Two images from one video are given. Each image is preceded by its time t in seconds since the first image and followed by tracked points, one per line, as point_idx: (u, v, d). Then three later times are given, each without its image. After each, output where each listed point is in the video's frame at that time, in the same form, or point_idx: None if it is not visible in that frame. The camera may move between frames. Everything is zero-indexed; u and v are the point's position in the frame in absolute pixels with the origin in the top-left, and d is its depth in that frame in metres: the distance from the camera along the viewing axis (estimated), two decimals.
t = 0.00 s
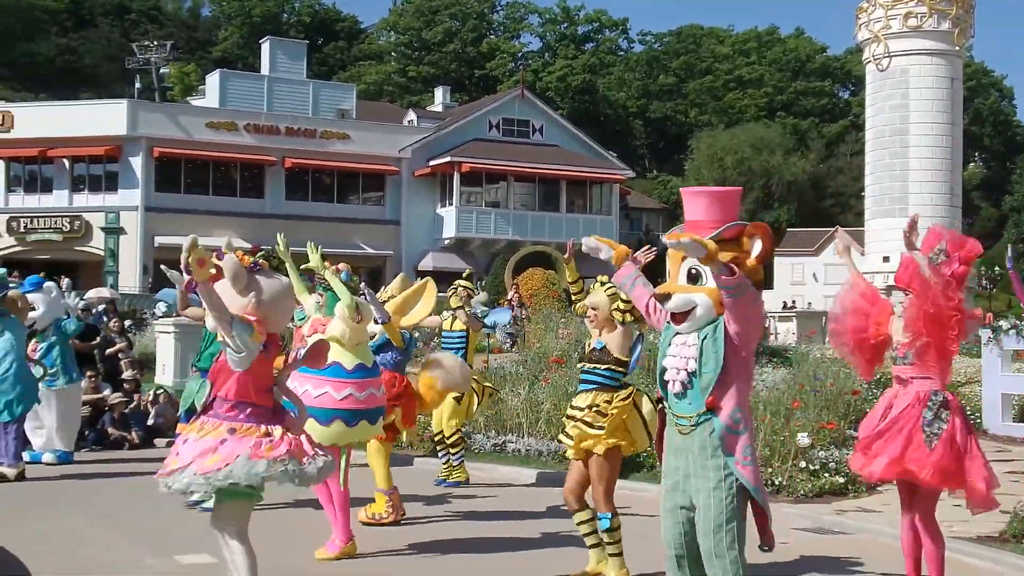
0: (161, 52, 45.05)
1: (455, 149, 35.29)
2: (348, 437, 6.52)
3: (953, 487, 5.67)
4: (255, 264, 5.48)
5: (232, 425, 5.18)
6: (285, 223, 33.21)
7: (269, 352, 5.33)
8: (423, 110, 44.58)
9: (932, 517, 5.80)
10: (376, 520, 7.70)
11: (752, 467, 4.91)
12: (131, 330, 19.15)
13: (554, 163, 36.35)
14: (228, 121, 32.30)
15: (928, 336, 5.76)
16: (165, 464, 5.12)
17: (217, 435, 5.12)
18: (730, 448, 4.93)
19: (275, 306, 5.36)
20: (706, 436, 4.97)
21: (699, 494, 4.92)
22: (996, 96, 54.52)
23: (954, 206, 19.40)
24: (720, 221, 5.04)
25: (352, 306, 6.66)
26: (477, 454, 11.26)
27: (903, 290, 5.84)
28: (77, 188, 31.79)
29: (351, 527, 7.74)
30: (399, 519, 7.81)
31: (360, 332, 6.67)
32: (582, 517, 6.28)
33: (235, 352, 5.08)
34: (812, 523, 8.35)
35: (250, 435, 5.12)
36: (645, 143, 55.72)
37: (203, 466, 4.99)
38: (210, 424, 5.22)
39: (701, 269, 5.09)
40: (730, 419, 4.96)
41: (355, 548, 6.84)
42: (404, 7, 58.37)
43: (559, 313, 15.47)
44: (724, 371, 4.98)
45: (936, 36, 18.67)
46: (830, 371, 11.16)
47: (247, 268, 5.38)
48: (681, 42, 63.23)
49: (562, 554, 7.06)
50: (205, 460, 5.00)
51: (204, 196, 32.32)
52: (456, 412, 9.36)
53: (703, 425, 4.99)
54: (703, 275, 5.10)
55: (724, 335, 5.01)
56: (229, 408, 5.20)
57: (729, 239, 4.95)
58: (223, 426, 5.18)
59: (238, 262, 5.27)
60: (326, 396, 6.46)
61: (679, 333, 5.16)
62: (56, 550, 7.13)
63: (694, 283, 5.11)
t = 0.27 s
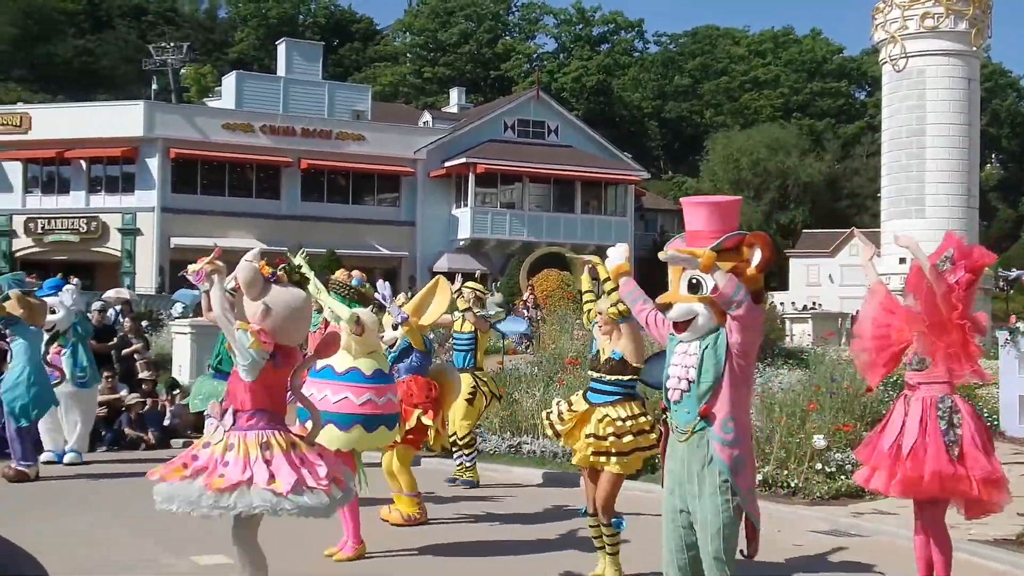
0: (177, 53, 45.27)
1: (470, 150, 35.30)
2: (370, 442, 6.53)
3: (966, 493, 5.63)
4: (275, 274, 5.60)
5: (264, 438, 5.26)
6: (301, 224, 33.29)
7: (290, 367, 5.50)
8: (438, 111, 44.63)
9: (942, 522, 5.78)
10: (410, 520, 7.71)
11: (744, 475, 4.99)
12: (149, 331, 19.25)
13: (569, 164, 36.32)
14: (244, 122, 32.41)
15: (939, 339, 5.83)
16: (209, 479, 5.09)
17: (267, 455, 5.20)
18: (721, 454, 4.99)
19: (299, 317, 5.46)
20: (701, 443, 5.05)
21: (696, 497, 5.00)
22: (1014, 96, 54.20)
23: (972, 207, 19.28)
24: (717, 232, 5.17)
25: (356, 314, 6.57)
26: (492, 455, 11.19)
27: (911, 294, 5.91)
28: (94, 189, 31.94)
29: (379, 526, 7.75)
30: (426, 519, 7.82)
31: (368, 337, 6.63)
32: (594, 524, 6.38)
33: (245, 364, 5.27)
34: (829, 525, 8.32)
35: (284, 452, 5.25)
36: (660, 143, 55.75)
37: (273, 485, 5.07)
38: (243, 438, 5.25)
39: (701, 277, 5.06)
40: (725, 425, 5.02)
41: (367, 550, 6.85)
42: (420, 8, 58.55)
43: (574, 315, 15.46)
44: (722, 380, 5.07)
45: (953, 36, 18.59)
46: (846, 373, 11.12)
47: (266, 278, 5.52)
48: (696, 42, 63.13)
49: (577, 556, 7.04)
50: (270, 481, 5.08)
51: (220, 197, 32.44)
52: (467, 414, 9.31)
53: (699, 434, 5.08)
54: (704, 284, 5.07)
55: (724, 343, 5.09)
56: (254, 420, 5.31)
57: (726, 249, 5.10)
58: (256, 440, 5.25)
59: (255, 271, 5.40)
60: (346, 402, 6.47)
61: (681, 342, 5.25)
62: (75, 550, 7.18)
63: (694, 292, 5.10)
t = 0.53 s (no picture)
0: (186, 61, 45.44)
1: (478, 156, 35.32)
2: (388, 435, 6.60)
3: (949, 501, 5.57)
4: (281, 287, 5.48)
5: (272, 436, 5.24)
6: (310, 231, 33.34)
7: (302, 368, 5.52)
8: (445, 117, 44.67)
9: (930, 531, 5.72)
10: (413, 525, 7.66)
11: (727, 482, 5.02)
12: (159, 338, 19.28)
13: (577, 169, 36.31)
14: (253, 130, 32.55)
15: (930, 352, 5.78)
16: (219, 473, 5.05)
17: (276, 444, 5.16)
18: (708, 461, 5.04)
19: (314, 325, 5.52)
20: (690, 447, 5.12)
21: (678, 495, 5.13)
22: None
23: (982, 210, 19.20)
24: (717, 241, 5.31)
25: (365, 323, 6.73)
26: (500, 461, 11.18)
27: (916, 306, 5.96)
28: (104, 198, 32.04)
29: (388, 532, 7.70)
30: (437, 524, 7.79)
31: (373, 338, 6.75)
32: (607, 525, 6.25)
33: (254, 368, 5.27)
34: (840, 529, 8.28)
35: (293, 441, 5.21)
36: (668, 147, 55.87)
37: (275, 476, 5.05)
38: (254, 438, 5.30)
39: (705, 287, 5.24)
40: (714, 434, 5.05)
41: (378, 554, 6.84)
42: (427, 14, 58.67)
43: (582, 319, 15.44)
44: (717, 390, 5.09)
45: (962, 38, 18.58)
46: (857, 376, 11.08)
47: (274, 291, 5.43)
48: (704, 46, 63.07)
49: (588, 559, 7.02)
50: (275, 467, 5.06)
51: (229, 205, 32.52)
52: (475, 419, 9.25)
53: (690, 439, 5.14)
54: (705, 294, 5.24)
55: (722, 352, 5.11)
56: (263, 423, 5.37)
57: (730, 258, 5.23)
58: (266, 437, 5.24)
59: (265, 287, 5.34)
60: (360, 398, 6.54)
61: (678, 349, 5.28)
62: (86, 556, 7.18)
63: (696, 302, 5.25)
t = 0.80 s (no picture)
0: (198, 65, 45.62)
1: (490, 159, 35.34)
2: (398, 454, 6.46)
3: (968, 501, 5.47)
4: (297, 299, 5.43)
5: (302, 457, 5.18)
6: (321, 234, 33.40)
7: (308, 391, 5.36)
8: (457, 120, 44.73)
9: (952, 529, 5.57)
10: (425, 529, 7.61)
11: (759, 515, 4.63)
12: (172, 341, 19.34)
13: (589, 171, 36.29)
14: (266, 133, 32.67)
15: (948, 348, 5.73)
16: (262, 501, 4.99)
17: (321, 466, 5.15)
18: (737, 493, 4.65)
19: (318, 342, 5.44)
20: (716, 480, 4.72)
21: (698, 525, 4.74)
22: None
23: (995, 212, 19.08)
24: (725, 256, 4.94)
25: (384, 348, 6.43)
26: (513, 464, 11.17)
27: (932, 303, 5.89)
28: (117, 201, 32.15)
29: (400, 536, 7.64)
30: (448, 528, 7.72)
31: (391, 362, 6.47)
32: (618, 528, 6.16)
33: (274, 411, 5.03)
34: (854, 533, 8.23)
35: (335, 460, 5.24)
36: (680, 150, 55.91)
37: (336, 496, 5.12)
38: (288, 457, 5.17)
39: (721, 304, 4.86)
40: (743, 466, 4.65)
41: (390, 556, 6.83)
42: (439, 17, 58.88)
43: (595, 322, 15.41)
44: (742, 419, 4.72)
45: (975, 40, 18.56)
46: (870, 379, 11.03)
47: (291, 305, 5.36)
48: (715, 49, 63.10)
49: (601, 564, 6.97)
50: (337, 488, 5.13)
51: (242, 208, 32.61)
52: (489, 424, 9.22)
53: (716, 470, 4.74)
54: (720, 311, 4.85)
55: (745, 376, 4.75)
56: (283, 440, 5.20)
57: (739, 271, 4.88)
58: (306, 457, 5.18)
59: (285, 302, 5.33)
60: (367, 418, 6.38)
61: (696, 373, 4.93)
62: (99, 559, 7.20)
63: (710, 320, 4.86)
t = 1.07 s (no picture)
0: (207, 71, 45.76)
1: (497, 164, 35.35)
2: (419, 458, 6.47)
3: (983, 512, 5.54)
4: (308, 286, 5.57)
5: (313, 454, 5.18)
6: (329, 240, 33.45)
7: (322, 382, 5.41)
8: (464, 125, 44.77)
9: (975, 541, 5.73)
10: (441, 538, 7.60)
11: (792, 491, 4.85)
12: (179, 346, 19.35)
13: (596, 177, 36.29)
14: (273, 139, 32.72)
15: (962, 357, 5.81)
16: (264, 508, 5.01)
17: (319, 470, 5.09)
18: (770, 477, 4.84)
19: (332, 325, 5.47)
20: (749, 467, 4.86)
21: (748, 521, 4.80)
22: None
23: (1002, 218, 19.03)
24: (700, 256, 5.09)
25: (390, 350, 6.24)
26: (521, 470, 11.17)
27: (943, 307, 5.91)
28: (125, 207, 32.24)
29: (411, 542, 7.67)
30: (456, 535, 7.70)
31: (404, 363, 6.37)
32: (635, 536, 6.23)
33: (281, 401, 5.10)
34: (863, 539, 8.21)
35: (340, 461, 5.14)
36: (687, 156, 55.94)
37: (327, 504, 4.99)
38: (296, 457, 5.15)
39: (712, 302, 4.98)
40: (769, 445, 4.89)
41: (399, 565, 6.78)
42: (446, 23, 59.02)
43: (602, 328, 15.37)
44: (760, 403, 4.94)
45: (982, 46, 18.52)
46: (878, 385, 10.99)
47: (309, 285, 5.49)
48: (723, 55, 63.12)
49: (610, 570, 6.95)
50: (326, 497, 4.99)
51: (249, 214, 32.68)
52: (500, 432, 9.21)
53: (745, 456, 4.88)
54: (713, 309, 4.98)
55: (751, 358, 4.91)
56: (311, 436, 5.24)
57: (718, 268, 5.03)
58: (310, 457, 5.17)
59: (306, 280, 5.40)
60: (383, 425, 6.36)
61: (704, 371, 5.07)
62: (108, 564, 7.22)
63: (705, 320, 4.99)
